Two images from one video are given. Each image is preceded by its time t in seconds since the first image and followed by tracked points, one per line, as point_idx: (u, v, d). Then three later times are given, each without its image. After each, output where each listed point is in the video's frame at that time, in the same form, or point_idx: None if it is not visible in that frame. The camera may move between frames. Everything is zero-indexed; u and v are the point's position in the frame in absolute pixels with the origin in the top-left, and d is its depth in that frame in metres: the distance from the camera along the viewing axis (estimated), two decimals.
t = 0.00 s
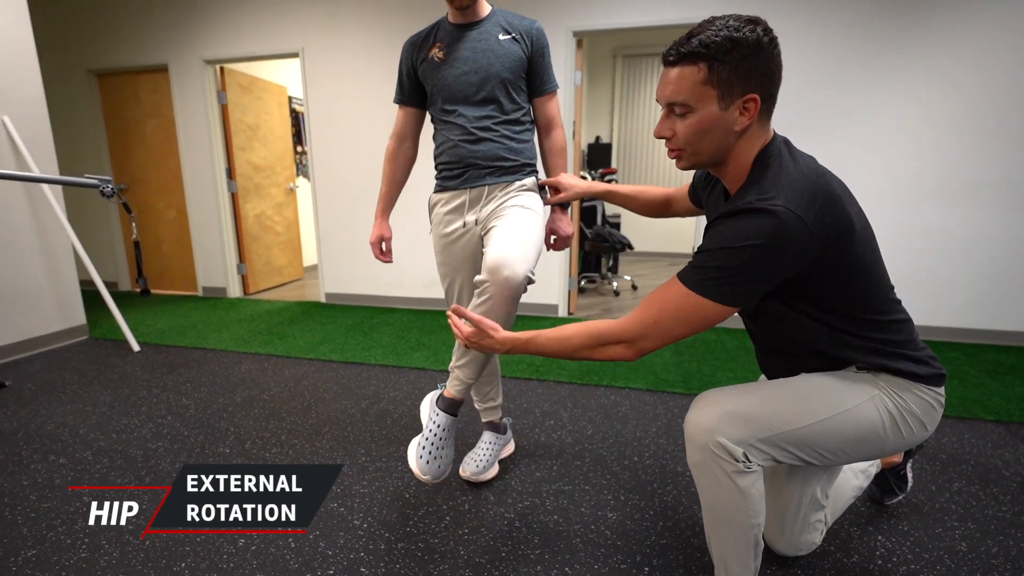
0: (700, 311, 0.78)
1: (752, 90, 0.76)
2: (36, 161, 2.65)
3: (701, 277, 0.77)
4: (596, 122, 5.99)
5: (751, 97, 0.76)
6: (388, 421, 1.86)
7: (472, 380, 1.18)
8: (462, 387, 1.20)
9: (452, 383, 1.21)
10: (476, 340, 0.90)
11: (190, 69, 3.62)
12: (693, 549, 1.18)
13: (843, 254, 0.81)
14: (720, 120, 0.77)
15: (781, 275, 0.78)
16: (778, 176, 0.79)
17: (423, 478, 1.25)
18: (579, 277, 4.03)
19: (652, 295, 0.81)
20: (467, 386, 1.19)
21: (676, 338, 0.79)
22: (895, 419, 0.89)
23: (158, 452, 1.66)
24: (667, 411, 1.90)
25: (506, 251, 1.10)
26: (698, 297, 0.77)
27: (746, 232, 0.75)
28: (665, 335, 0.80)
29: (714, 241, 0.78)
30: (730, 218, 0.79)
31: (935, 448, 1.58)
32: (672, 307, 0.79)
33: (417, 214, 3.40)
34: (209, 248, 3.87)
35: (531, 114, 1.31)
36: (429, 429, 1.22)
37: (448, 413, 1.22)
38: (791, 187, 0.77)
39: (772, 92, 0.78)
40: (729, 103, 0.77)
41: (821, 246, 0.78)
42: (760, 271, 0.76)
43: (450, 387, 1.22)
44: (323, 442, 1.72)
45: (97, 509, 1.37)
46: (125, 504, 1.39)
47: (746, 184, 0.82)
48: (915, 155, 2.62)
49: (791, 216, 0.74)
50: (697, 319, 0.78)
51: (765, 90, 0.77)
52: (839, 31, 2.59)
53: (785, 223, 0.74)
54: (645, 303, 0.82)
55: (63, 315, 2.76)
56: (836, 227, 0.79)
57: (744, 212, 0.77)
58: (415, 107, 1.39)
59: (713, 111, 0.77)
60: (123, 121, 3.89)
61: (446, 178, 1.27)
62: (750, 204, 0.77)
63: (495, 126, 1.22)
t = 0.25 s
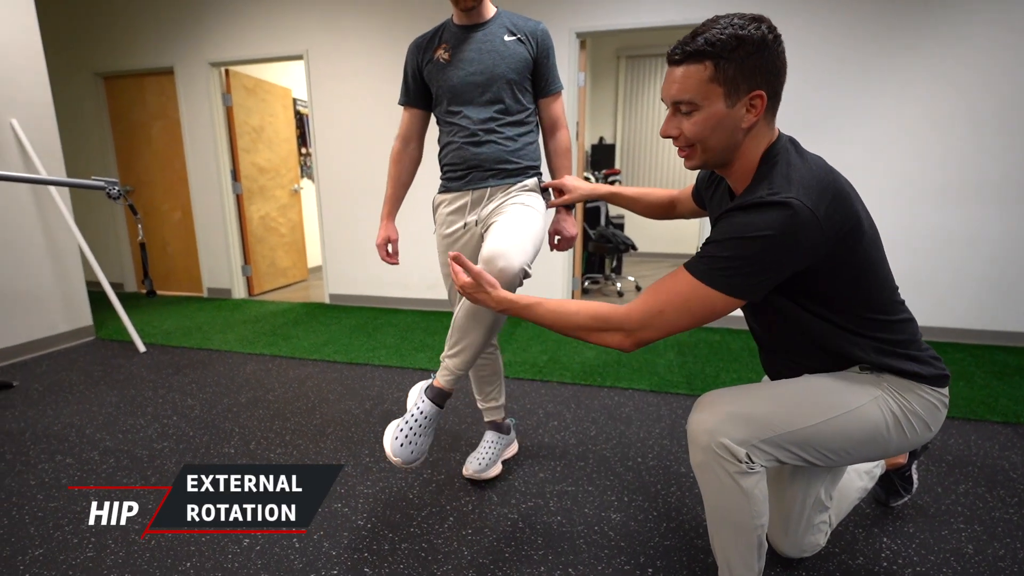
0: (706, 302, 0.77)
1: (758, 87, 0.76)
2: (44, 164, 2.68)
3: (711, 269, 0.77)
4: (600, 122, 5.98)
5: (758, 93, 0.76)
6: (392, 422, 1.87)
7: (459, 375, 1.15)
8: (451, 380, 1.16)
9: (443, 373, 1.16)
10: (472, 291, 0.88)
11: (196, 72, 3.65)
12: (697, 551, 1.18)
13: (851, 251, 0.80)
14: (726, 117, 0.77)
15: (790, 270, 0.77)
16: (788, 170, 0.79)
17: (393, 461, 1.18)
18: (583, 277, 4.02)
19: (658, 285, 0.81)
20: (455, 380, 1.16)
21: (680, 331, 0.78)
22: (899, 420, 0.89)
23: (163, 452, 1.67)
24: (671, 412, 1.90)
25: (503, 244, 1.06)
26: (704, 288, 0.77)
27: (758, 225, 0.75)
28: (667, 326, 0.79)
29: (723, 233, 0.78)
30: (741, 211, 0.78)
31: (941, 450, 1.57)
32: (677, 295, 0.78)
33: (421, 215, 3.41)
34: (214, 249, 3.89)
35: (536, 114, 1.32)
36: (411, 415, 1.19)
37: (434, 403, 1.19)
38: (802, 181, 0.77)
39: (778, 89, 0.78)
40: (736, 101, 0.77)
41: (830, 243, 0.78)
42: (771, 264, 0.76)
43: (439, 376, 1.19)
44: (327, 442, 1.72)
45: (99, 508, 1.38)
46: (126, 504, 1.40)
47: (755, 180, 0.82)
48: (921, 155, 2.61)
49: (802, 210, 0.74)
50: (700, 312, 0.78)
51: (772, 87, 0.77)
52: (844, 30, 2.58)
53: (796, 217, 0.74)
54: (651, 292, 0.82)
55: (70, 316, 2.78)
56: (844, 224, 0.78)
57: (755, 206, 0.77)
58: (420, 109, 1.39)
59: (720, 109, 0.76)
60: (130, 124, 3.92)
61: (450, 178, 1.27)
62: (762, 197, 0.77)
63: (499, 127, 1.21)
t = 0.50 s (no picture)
0: (721, 306, 0.77)
1: (775, 78, 0.77)
2: (49, 166, 2.70)
3: (723, 273, 0.77)
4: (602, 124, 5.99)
5: (776, 83, 0.77)
6: (394, 423, 1.87)
7: (458, 382, 1.15)
8: (450, 386, 1.16)
9: (440, 378, 1.17)
10: (486, 318, 0.87)
11: (200, 74, 3.67)
12: (700, 552, 1.18)
13: (860, 252, 0.80)
14: (750, 104, 0.76)
15: (802, 272, 0.77)
16: (797, 172, 0.79)
17: (392, 470, 1.19)
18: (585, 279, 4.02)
19: (672, 293, 0.81)
20: (453, 386, 1.16)
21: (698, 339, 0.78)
22: (904, 420, 0.88)
23: (167, 453, 1.68)
24: (674, 413, 1.89)
25: (500, 245, 1.06)
26: (719, 293, 0.77)
27: (771, 227, 0.75)
28: (685, 334, 0.79)
29: (735, 237, 0.78)
30: (753, 214, 0.78)
31: (945, 452, 1.56)
32: (693, 303, 0.78)
33: (424, 217, 3.42)
34: (218, 251, 3.91)
35: (539, 116, 1.32)
36: (407, 422, 1.19)
37: (433, 412, 1.19)
38: (814, 182, 0.77)
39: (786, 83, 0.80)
40: (758, 89, 0.76)
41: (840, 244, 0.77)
42: (784, 267, 0.75)
43: (439, 382, 1.19)
44: (330, 443, 1.73)
45: (98, 508, 1.39)
46: (126, 504, 1.40)
47: (763, 180, 0.82)
48: (925, 156, 2.59)
49: (815, 211, 0.74)
50: (718, 317, 0.78)
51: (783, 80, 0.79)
52: (848, 30, 2.57)
53: (808, 218, 0.74)
54: (665, 300, 0.81)
55: (74, 317, 2.80)
56: (855, 225, 0.78)
57: (767, 208, 0.77)
58: (423, 111, 1.40)
59: (745, 95, 0.76)
60: (134, 126, 3.95)
61: (453, 180, 1.28)
62: (774, 198, 0.76)
63: (502, 129, 1.22)
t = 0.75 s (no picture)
0: (745, 304, 0.77)
1: (787, 69, 0.79)
2: (53, 168, 2.71)
3: (737, 271, 0.77)
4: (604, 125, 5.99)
5: (788, 74, 0.79)
6: (396, 424, 1.87)
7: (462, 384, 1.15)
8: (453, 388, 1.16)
9: (445, 380, 1.16)
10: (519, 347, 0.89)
11: (202, 76, 3.68)
12: (702, 554, 1.18)
13: (871, 248, 0.80)
14: (771, 87, 0.77)
15: (816, 266, 0.76)
16: (806, 164, 0.79)
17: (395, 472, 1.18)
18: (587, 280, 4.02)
19: (693, 295, 0.81)
20: (457, 388, 1.16)
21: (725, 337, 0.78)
22: (909, 423, 0.88)
23: (170, 454, 1.68)
24: (676, 414, 1.89)
25: (502, 246, 1.06)
26: (741, 291, 0.76)
27: (784, 217, 0.74)
28: (712, 334, 0.78)
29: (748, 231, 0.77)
30: (765, 206, 0.78)
31: (949, 453, 1.55)
32: (716, 306, 0.78)
33: (426, 218, 3.42)
34: (220, 252, 3.92)
35: (542, 117, 1.32)
36: (412, 423, 1.19)
37: (439, 416, 1.19)
38: (824, 173, 0.77)
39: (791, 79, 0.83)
40: (775, 74, 0.78)
41: (853, 238, 0.77)
42: (799, 259, 0.75)
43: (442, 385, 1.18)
44: (332, 444, 1.73)
45: (99, 508, 1.39)
46: (126, 504, 1.41)
47: (774, 172, 0.82)
48: (927, 157, 2.59)
49: (828, 201, 0.74)
50: (743, 315, 0.77)
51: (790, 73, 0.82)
52: (850, 31, 2.57)
53: (821, 208, 0.74)
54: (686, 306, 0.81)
55: (77, 319, 2.81)
56: (867, 217, 0.78)
57: (779, 199, 0.76)
58: (426, 113, 1.40)
59: (766, 78, 0.77)
60: (138, 128, 3.96)
61: (457, 182, 1.28)
62: (785, 189, 0.76)
63: (506, 131, 1.22)
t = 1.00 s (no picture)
0: (752, 308, 0.77)
1: (786, 69, 0.79)
2: (55, 169, 2.72)
3: (740, 275, 0.77)
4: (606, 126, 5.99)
5: (787, 75, 0.79)
6: (398, 425, 1.87)
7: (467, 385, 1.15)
8: (458, 390, 1.16)
9: (447, 382, 1.17)
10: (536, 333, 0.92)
11: (204, 77, 3.69)
12: (704, 555, 1.17)
13: (875, 250, 0.79)
14: (770, 90, 0.77)
15: (820, 269, 0.76)
16: (807, 166, 0.79)
17: (398, 475, 1.18)
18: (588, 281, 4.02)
19: (705, 297, 0.81)
20: (462, 390, 1.16)
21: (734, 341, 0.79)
22: (912, 427, 0.88)
23: (171, 454, 1.69)
24: (677, 416, 1.89)
25: (505, 247, 1.06)
26: (747, 295, 0.77)
27: (785, 221, 0.75)
28: (721, 338, 0.79)
29: (751, 236, 0.78)
30: (766, 210, 0.78)
31: (951, 455, 1.55)
32: (724, 310, 0.78)
33: (427, 219, 3.42)
34: (222, 252, 3.92)
35: (545, 119, 1.33)
36: (416, 426, 1.19)
37: (442, 416, 1.19)
38: (826, 174, 0.77)
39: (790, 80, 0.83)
40: (775, 77, 0.78)
41: (858, 240, 0.77)
42: (802, 263, 0.75)
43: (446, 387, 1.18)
44: (333, 445, 1.73)
45: (100, 509, 1.40)
46: (127, 504, 1.41)
47: (776, 175, 0.83)
48: (929, 158, 2.59)
49: (830, 203, 0.74)
50: (752, 317, 0.78)
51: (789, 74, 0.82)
52: (852, 32, 2.56)
53: (824, 210, 0.73)
54: (694, 310, 0.82)
55: (79, 319, 2.81)
56: (871, 218, 0.77)
57: (780, 202, 0.77)
58: (428, 113, 1.40)
59: (765, 81, 0.76)
60: (140, 129, 3.97)
61: (460, 183, 1.28)
62: (787, 191, 0.77)
63: (510, 133, 1.22)
